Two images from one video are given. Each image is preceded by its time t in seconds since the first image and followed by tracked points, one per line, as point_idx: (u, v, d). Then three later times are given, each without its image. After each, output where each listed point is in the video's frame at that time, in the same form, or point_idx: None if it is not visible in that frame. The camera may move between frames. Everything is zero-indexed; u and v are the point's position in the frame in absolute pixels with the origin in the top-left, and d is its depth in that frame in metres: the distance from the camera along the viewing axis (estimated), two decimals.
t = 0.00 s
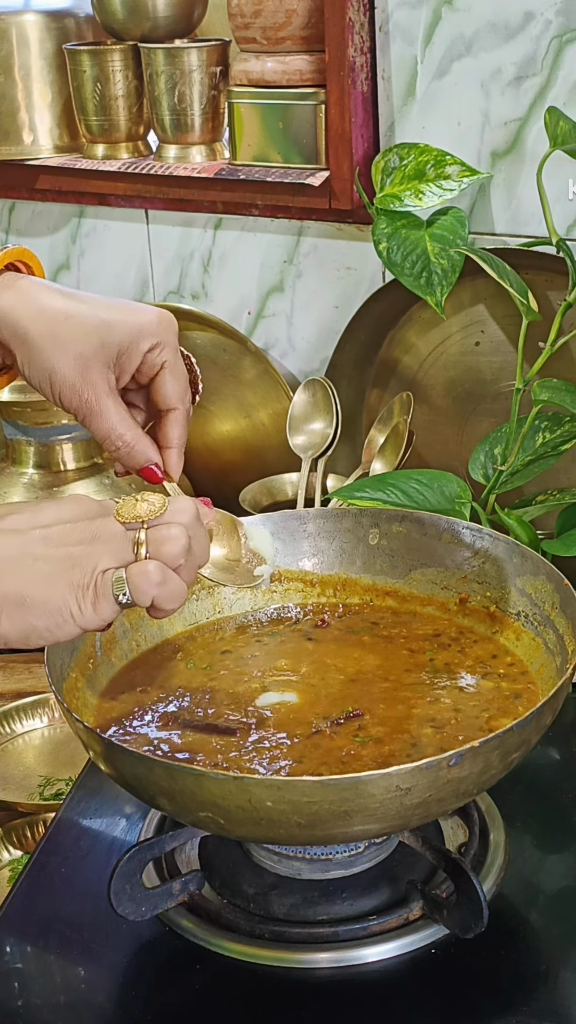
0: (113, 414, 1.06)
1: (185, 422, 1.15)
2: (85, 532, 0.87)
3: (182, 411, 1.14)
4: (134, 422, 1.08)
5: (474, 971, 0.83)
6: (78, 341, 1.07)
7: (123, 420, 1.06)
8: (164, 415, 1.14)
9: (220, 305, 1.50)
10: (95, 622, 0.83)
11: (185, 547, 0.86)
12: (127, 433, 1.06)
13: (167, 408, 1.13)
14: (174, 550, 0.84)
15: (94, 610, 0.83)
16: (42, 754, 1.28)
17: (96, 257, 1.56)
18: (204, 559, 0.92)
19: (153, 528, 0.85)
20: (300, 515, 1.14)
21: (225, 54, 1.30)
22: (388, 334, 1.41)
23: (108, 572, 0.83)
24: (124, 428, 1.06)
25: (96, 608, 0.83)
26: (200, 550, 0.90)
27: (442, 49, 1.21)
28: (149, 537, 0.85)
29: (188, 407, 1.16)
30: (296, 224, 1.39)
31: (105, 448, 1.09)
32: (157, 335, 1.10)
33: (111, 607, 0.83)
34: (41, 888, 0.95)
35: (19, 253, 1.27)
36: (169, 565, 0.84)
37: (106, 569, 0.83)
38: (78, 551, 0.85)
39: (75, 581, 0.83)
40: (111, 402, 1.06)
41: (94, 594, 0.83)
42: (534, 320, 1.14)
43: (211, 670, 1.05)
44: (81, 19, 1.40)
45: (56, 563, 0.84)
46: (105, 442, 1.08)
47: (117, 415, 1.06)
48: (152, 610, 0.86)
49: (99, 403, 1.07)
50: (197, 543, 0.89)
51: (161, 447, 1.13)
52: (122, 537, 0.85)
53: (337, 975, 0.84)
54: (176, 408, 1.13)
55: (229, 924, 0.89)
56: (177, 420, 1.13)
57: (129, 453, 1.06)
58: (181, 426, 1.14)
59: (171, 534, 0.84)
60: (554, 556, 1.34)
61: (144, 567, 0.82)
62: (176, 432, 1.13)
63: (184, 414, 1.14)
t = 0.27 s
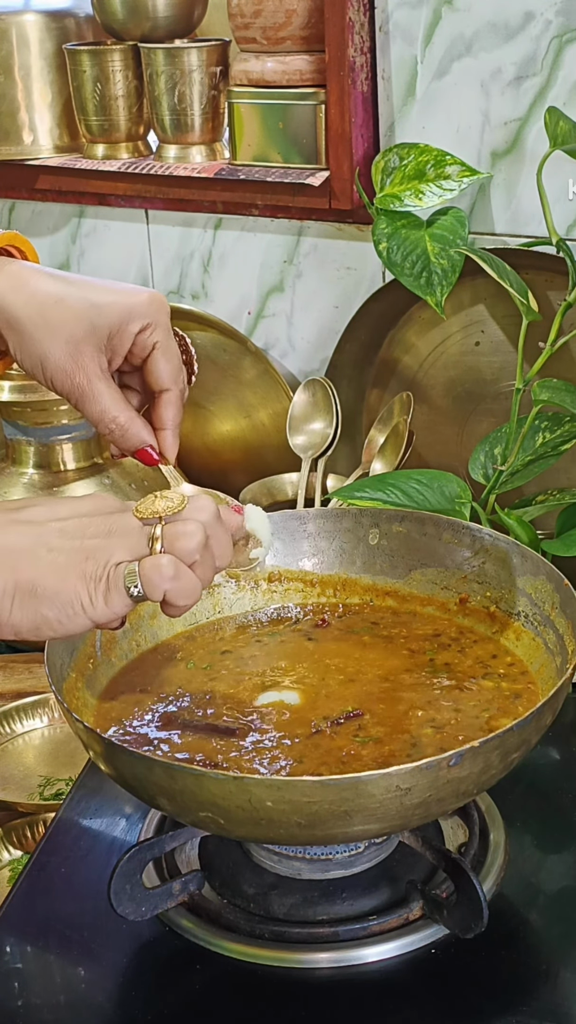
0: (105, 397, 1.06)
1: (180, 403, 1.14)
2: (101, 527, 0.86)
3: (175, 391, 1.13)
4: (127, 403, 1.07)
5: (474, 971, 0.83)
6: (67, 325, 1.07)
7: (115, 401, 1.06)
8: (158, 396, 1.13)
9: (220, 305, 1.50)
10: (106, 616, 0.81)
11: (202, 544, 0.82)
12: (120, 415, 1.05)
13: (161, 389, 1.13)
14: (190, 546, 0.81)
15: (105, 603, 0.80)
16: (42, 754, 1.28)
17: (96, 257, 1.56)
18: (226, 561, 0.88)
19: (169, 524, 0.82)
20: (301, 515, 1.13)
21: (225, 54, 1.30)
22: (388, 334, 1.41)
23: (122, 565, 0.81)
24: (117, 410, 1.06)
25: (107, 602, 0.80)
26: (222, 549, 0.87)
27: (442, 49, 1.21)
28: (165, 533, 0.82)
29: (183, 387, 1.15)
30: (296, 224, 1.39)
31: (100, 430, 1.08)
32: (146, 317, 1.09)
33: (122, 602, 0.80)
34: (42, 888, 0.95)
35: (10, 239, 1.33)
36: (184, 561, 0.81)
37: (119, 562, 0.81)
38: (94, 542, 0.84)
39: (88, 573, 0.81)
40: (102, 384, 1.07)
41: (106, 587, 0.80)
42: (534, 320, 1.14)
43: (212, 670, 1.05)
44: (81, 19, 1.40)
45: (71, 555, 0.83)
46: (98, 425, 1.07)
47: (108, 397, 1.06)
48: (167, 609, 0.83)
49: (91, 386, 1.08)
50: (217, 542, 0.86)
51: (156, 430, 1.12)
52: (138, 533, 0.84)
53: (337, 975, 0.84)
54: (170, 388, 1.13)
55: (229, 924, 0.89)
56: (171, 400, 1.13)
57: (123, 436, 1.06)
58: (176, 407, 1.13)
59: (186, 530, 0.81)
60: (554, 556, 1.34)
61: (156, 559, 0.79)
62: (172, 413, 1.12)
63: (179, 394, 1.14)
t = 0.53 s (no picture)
0: (108, 393, 1.07)
1: (182, 400, 1.14)
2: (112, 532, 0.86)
3: (178, 388, 1.13)
4: (129, 399, 1.08)
5: (474, 971, 0.83)
6: (71, 322, 1.08)
7: (118, 397, 1.07)
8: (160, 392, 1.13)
9: (220, 305, 1.50)
10: (114, 620, 0.82)
11: (212, 550, 0.84)
12: (123, 411, 1.06)
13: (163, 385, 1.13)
14: (199, 551, 0.82)
15: (112, 606, 0.82)
16: (42, 754, 1.28)
17: (97, 257, 1.56)
18: (238, 571, 0.89)
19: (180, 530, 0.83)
20: (301, 515, 1.13)
21: (225, 54, 1.30)
22: (388, 334, 1.41)
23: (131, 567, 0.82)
24: (120, 407, 1.07)
25: (114, 604, 0.82)
26: (234, 558, 0.88)
27: (442, 49, 1.21)
28: (175, 539, 0.83)
29: (186, 383, 1.15)
30: (296, 224, 1.39)
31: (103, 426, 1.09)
32: (149, 314, 1.10)
33: (129, 604, 0.81)
34: (42, 888, 0.95)
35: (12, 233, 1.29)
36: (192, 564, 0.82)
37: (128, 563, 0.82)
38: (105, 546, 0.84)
39: (97, 576, 0.82)
40: (106, 382, 1.07)
41: (113, 590, 0.82)
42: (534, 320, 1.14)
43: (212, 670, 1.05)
44: (81, 19, 1.40)
45: (80, 556, 0.83)
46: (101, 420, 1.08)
47: (111, 394, 1.07)
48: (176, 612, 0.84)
49: (95, 383, 1.08)
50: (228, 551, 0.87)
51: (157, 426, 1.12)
52: (149, 537, 0.84)
53: (337, 975, 0.84)
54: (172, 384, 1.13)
55: (229, 924, 0.89)
56: (173, 397, 1.12)
57: (127, 431, 1.07)
58: (178, 404, 1.13)
59: (196, 535, 0.82)
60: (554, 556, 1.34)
61: (164, 564, 0.80)
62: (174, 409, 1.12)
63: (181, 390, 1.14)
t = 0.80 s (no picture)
0: (116, 403, 1.08)
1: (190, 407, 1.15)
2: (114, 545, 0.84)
3: (187, 397, 1.14)
4: (137, 409, 1.09)
5: (474, 971, 0.83)
6: (80, 331, 1.07)
7: (127, 406, 1.08)
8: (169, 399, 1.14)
9: (220, 305, 1.50)
10: (114, 636, 0.81)
11: (215, 568, 0.82)
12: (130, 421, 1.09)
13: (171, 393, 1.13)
14: (201, 568, 0.81)
15: (113, 624, 0.81)
16: (42, 754, 1.28)
17: (97, 257, 1.56)
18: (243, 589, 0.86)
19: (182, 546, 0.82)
20: (301, 516, 1.13)
21: (225, 54, 1.30)
22: (387, 334, 1.41)
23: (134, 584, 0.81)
24: (128, 416, 1.09)
25: (115, 622, 0.81)
26: (238, 574, 0.85)
27: (442, 49, 1.21)
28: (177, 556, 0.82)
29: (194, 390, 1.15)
30: (296, 224, 1.39)
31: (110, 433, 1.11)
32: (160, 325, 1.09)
33: (130, 621, 0.81)
34: (42, 888, 0.95)
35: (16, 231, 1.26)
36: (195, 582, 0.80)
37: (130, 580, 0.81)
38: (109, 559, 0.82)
39: (98, 592, 0.81)
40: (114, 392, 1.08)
41: (114, 607, 0.80)
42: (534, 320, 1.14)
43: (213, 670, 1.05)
44: (81, 19, 1.40)
45: (82, 572, 0.81)
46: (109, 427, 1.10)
47: (119, 404, 1.08)
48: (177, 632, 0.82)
49: (103, 393, 1.09)
50: (232, 565, 0.84)
51: (164, 433, 1.14)
52: (151, 552, 0.83)
53: (337, 976, 0.84)
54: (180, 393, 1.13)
55: (229, 924, 0.89)
56: (181, 405, 1.14)
57: (133, 438, 1.10)
58: (186, 412, 1.14)
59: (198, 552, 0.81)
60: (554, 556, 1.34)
61: (166, 582, 0.79)
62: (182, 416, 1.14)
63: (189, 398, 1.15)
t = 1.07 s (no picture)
0: (119, 413, 1.08)
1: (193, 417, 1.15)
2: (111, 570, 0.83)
3: (190, 406, 1.14)
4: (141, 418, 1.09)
5: (474, 971, 0.83)
6: (82, 341, 1.07)
7: (131, 417, 1.08)
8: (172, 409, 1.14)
9: (220, 305, 1.50)
10: (112, 661, 0.80)
11: (216, 595, 0.80)
12: (134, 432, 1.08)
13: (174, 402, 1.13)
14: (202, 595, 0.79)
15: (111, 649, 0.80)
16: (42, 754, 1.28)
17: (97, 257, 1.56)
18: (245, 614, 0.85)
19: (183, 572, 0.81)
20: (301, 516, 1.13)
21: (225, 54, 1.30)
22: (387, 334, 1.41)
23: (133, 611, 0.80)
24: (131, 428, 1.08)
25: (114, 646, 0.80)
26: (240, 598, 0.84)
27: (442, 49, 1.21)
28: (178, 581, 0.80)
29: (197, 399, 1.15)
30: (296, 224, 1.38)
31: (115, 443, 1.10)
32: (162, 335, 1.09)
33: (129, 647, 0.79)
34: (42, 888, 0.95)
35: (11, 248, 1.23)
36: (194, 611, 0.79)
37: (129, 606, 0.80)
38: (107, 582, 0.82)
39: (97, 616, 0.80)
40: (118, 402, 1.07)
41: (113, 632, 0.79)
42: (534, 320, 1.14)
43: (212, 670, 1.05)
44: (81, 19, 1.40)
45: (82, 595, 0.81)
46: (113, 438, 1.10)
47: (123, 414, 1.08)
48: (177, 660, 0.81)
49: (107, 403, 1.08)
50: (233, 591, 0.83)
51: (168, 443, 1.14)
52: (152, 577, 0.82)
53: (337, 976, 0.84)
54: (183, 402, 1.13)
55: (229, 924, 0.89)
56: (184, 414, 1.13)
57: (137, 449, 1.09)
58: (189, 421, 1.14)
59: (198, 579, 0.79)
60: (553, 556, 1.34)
61: (166, 610, 0.77)
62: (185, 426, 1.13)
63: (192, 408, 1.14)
